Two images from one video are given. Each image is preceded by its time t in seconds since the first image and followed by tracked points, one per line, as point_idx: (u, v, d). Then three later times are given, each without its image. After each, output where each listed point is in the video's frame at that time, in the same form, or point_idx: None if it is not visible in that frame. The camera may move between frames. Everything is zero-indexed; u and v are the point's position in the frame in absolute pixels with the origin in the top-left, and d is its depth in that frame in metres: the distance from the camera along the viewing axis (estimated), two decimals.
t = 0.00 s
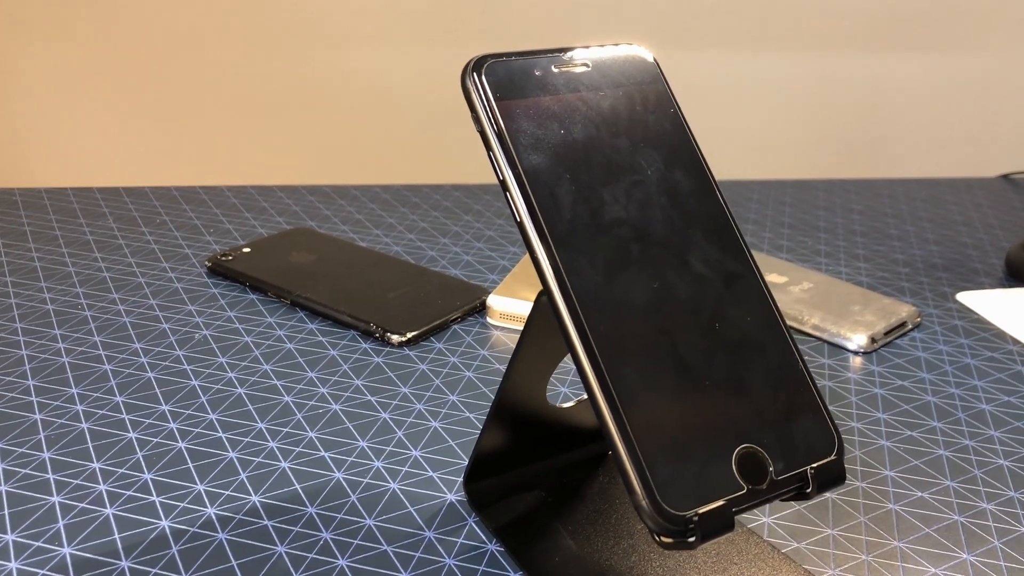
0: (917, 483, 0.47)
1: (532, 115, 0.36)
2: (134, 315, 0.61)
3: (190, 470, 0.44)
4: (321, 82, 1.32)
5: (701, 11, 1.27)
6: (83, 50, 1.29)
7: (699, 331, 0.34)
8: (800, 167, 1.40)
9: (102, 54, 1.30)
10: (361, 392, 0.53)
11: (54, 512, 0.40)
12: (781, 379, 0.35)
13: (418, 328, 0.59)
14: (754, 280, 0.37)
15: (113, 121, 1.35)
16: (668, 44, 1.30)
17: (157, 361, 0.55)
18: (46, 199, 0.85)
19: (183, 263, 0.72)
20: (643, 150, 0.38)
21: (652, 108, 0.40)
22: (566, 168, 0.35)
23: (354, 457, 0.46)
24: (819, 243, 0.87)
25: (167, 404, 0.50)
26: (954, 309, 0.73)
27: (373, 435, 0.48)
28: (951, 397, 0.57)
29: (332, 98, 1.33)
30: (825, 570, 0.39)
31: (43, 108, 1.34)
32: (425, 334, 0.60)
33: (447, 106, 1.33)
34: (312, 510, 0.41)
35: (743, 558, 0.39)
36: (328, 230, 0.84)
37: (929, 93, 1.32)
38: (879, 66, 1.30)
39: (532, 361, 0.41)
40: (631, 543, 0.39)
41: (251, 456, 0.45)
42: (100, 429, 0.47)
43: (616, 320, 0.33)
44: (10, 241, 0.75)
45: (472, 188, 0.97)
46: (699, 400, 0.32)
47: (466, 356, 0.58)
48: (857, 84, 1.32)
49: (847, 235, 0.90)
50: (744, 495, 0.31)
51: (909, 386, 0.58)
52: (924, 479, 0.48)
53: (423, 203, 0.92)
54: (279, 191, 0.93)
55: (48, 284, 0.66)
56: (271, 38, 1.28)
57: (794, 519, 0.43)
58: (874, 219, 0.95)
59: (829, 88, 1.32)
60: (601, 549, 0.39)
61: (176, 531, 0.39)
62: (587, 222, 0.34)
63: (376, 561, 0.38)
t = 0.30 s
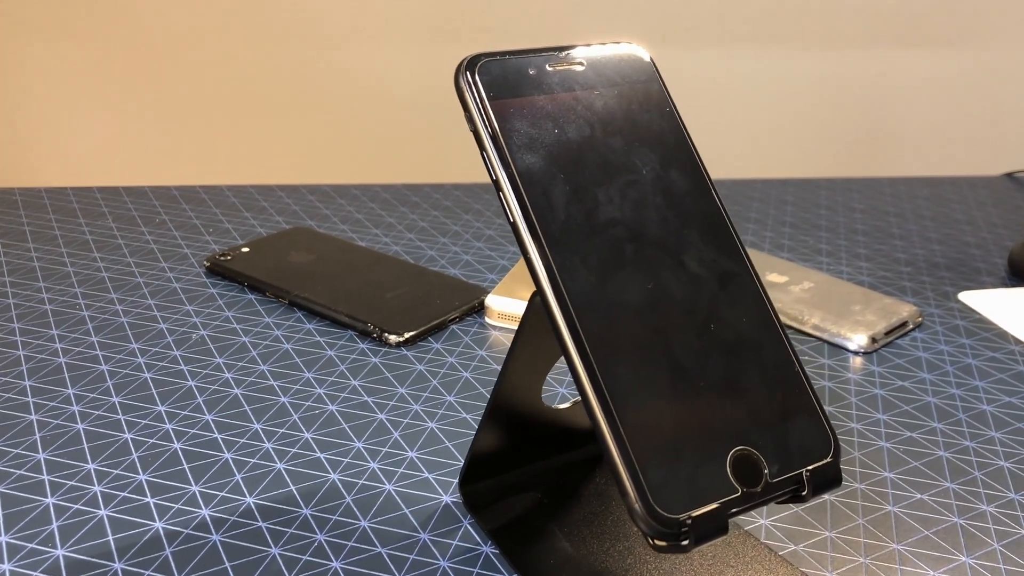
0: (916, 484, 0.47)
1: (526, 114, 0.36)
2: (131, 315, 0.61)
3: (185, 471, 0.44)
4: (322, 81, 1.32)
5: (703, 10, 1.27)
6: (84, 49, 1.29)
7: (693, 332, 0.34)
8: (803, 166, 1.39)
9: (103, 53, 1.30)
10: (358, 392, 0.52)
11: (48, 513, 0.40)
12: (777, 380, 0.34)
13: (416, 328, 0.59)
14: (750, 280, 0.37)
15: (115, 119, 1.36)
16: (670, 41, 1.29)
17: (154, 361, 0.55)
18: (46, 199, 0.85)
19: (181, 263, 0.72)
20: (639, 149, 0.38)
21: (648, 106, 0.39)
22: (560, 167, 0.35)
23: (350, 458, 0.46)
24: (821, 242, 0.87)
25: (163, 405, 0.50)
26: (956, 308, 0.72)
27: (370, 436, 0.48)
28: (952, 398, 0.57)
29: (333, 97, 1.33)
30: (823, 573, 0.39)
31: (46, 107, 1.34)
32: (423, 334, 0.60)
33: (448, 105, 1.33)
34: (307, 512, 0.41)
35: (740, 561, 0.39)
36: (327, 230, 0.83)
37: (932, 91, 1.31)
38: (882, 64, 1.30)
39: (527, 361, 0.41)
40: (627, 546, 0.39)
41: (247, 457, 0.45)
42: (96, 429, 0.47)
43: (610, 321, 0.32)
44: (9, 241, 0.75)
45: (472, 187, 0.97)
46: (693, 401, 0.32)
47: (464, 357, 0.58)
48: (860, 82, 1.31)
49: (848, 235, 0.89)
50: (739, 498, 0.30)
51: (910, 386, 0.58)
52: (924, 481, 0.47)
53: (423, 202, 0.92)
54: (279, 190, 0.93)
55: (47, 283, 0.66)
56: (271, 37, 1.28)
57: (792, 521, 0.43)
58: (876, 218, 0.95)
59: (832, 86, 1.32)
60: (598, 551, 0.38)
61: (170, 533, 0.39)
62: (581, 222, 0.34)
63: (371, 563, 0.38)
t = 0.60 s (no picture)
0: (920, 484, 0.46)
1: (523, 110, 0.35)
2: (132, 313, 0.61)
3: (182, 469, 0.43)
4: (326, 78, 1.31)
5: (708, 6, 1.26)
6: (89, 46, 1.29)
7: (692, 329, 0.34)
8: (809, 164, 1.39)
9: (106, 51, 1.30)
10: (358, 390, 0.52)
11: (44, 512, 0.40)
12: (777, 379, 0.34)
13: (416, 326, 0.59)
14: (750, 277, 0.36)
15: (120, 116, 1.36)
16: (676, 37, 1.29)
17: (153, 359, 0.55)
18: (48, 196, 0.85)
19: (182, 260, 0.71)
20: (638, 145, 0.37)
21: (648, 102, 0.39)
22: (558, 163, 0.35)
23: (348, 457, 0.45)
24: (826, 240, 0.86)
25: (162, 403, 0.49)
26: (961, 306, 0.72)
27: (369, 434, 0.48)
28: (957, 397, 0.56)
29: (337, 95, 1.33)
30: (824, 574, 0.39)
31: (50, 104, 1.34)
32: (424, 332, 0.59)
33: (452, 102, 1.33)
34: (304, 510, 0.41)
35: (740, 561, 0.38)
36: (329, 227, 0.83)
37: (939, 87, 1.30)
38: (888, 61, 1.29)
39: (525, 359, 0.41)
40: (626, 545, 0.38)
41: (245, 455, 0.45)
42: (94, 427, 0.47)
43: (607, 319, 0.32)
44: (10, 238, 0.75)
45: (475, 185, 0.97)
46: (691, 400, 0.32)
47: (464, 354, 0.57)
48: (866, 79, 1.31)
49: (853, 232, 0.89)
50: (738, 497, 0.30)
51: (914, 385, 0.57)
52: (928, 480, 0.47)
53: (425, 200, 0.92)
54: (281, 188, 0.93)
55: (48, 281, 0.66)
56: (275, 34, 1.28)
57: (794, 521, 0.42)
58: (882, 215, 0.94)
59: (838, 83, 1.31)
60: (596, 550, 0.38)
61: (167, 531, 0.39)
62: (578, 219, 0.34)
63: (368, 561, 0.38)
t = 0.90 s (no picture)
0: (924, 484, 0.46)
1: (524, 107, 0.35)
2: (135, 311, 0.61)
3: (184, 467, 0.43)
4: (330, 77, 1.31)
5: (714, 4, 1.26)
6: (91, 46, 1.28)
7: (692, 328, 0.33)
8: (815, 162, 1.38)
9: (108, 52, 1.28)
10: (360, 388, 0.52)
11: (45, 509, 0.40)
12: (778, 378, 0.34)
13: (419, 324, 0.59)
14: (752, 276, 0.36)
15: (121, 116, 1.34)
16: (682, 35, 1.28)
17: (156, 357, 0.55)
18: (53, 194, 0.85)
19: (186, 258, 0.71)
20: (640, 143, 0.37)
21: (650, 99, 0.39)
22: (559, 160, 0.35)
23: (349, 454, 0.45)
24: (831, 239, 0.86)
25: (164, 400, 0.49)
26: (967, 305, 0.71)
27: (370, 432, 0.48)
28: (962, 396, 0.56)
29: (341, 95, 1.33)
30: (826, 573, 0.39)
31: (51, 103, 1.33)
32: (426, 330, 0.59)
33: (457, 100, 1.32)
34: (305, 508, 0.41)
35: (741, 560, 0.38)
36: (333, 226, 0.83)
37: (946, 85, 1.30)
38: (894, 59, 1.29)
39: (525, 357, 0.41)
40: (627, 544, 0.38)
41: (246, 453, 0.45)
42: (96, 425, 0.47)
43: (607, 317, 0.32)
44: (14, 236, 0.75)
45: (479, 182, 0.96)
46: (691, 398, 0.31)
47: (466, 352, 0.57)
48: (873, 77, 1.30)
49: (859, 231, 0.88)
50: (737, 497, 0.30)
51: (918, 384, 0.57)
52: (932, 481, 0.46)
53: (429, 197, 0.92)
54: (285, 185, 0.93)
55: (52, 278, 0.66)
56: (278, 34, 1.27)
57: (796, 520, 0.42)
58: (888, 214, 0.94)
59: (844, 81, 1.31)
60: (597, 549, 0.38)
61: (168, 528, 0.39)
62: (578, 216, 0.34)
63: (368, 559, 0.38)
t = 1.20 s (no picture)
0: (924, 485, 0.46)
1: (520, 106, 0.35)
2: (135, 310, 0.61)
3: (182, 466, 0.43)
4: (334, 77, 1.31)
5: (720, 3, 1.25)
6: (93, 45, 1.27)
7: (689, 328, 0.33)
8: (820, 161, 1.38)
9: (110, 52, 1.28)
10: (358, 388, 0.52)
11: (43, 508, 0.40)
12: (776, 378, 0.34)
13: (418, 323, 0.59)
14: (749, 275, 0.36)
15: (122, 115, 1.34)
16: (687, 34, 1.27)
17: (155, 356, 0.55)
18: (55, 193, 0.85)
19: (187, 257, 0.72)
20: (637, 141, 0.37)
21: (647, 98, 0.38)
22: (555, 159, 0.34)
23: (347, 454, 0.45)
24: (835, 238, 0.85)
25: (163, 399, 0.49)
26: (971, 305, 0.71)
27: (369, 431, 0.48)
28: (964, 397, 0.56)
29: (345, 94, 1.32)
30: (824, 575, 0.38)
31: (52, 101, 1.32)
32: (426, 329, 0.59)
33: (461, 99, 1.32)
34: (302, 508, 0.41)
35: (739, 562, 0.38)
36: (335, 225, 0.83)
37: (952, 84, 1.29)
38: (900, 58, 1.28)
39: (522, 356, 0.41)
40: (624, 546, 0.38)
41: (244, 452, 0.45)
42: (94, 424, 0.47)
43: (602, 317, 0.32)
44: (17, 235, 0.75)
45: (482, 182, 0.96)
46: (687, 399, 0.31)
47: (466, 352, 0.57)
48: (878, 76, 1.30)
49: (863, 230, 0.88)
50: (732, 498, 0.30)
51: (921, 384, 0.57)
52: (933, 482, 0.46)
53: (432, 196, 0.92)
54: (288, 185, 0.93)
55: (53, 277, 0.66)
56: (282, 33, 1.27)
57: (795, 522, 0.42)
58: (892, 213, 0.93)
59: (850, 81, 1.30)
60: (595, 550, 0.38)
61: (164, 528, 0.39)
62: (574, 215, 0.33)
63: (364, 560, 0.38)
